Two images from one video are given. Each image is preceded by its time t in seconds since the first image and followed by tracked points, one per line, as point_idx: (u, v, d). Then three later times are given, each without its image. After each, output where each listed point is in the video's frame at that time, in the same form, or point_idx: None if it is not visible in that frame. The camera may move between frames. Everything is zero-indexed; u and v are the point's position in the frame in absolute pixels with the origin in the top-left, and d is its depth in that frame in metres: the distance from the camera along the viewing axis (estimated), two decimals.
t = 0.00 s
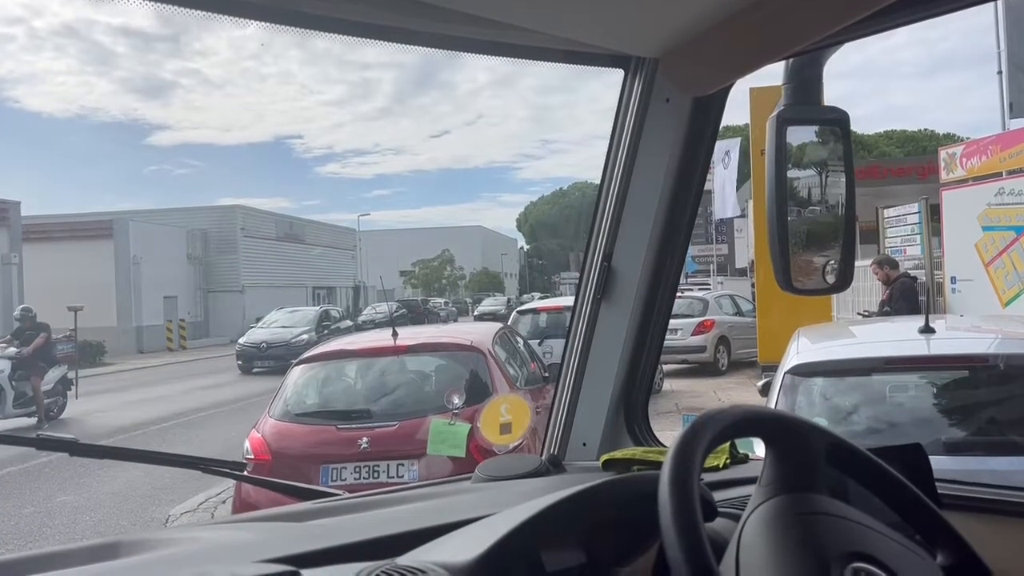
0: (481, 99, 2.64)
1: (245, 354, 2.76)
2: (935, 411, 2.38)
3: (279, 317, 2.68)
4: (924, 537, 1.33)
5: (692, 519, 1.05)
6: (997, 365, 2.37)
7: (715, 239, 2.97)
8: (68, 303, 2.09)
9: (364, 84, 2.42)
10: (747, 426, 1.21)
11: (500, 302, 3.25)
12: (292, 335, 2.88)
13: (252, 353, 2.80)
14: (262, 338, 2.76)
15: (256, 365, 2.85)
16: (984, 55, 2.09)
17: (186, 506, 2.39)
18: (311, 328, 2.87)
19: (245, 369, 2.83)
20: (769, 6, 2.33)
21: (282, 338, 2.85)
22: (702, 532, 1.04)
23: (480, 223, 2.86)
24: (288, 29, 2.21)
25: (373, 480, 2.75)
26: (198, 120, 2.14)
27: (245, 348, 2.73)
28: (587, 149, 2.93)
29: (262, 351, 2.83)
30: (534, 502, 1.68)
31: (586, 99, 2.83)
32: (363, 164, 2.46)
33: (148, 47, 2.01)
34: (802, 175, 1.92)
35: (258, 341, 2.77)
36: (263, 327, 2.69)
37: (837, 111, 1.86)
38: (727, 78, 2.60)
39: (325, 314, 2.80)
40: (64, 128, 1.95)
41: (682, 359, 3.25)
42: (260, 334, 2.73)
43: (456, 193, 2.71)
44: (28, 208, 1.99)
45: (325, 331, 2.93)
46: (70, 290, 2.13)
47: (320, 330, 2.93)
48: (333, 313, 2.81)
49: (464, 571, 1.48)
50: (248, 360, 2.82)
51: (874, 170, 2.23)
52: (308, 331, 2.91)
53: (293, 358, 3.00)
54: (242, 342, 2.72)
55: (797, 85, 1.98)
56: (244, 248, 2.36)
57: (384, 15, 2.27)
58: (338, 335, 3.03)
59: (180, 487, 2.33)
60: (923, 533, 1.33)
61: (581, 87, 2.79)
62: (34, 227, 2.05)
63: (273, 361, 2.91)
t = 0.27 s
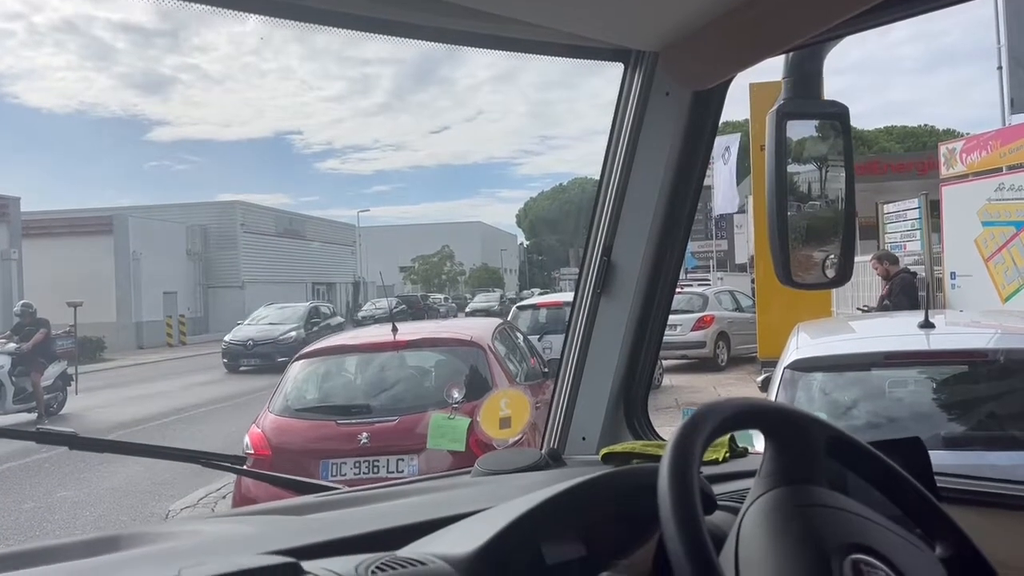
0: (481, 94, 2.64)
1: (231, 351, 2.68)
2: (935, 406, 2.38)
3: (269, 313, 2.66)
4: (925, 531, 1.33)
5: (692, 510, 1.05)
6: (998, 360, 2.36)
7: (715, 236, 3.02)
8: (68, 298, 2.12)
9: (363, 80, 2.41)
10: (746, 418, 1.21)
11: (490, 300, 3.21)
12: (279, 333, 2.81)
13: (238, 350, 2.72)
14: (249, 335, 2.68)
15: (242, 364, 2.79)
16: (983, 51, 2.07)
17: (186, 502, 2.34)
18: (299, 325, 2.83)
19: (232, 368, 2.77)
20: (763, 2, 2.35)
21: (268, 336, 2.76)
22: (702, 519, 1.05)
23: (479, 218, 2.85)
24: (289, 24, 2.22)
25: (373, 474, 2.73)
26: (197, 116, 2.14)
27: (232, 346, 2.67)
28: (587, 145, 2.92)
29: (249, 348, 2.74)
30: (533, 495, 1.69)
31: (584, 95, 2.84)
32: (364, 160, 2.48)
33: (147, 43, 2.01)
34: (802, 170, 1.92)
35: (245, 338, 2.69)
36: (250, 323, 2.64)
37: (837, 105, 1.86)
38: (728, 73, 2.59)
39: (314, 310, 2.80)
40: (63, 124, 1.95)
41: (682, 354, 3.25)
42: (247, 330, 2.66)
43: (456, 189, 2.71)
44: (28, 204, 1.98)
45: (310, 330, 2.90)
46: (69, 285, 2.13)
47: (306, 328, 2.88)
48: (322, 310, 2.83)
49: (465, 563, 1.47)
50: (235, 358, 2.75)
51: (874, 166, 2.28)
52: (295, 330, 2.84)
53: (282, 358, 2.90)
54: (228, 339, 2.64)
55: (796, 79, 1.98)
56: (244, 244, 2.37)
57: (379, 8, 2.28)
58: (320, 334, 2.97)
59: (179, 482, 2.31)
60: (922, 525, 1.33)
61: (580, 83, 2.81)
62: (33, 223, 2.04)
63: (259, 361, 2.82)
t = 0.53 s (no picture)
0: (480, 90, 2.64)
1: (218, 348, 2.61)
2: (935, 400, 2.38)
3: (259, 309, 2.61)
4: (927, 521, 1.33)
5: (693, 499, 1.05)
6: (998, 353, 2.36)
7: (715, 230, 3.00)
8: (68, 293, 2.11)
9: (363, 75, 2.41)
10: (747, 409, 1.21)
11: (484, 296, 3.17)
12: (267, 330, 2.77)
13: (224, 349, 2.65)
14: (236, 333, 2.62)
15: (230, 361, 2.73)
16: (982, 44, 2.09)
17: (187, 496, 2.35)
18: (289, 322, 2.81)
19: (217, 365, 2.69)
20: None
21: (256, 333, 2.71)
22: (703, 506, 1.05)
23: (477, 214, 2.82)
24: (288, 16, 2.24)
25: (373, 469, 2.73)
26: (197, 111, 2.13)
27: (217, 344, 2.60)
28: (586, 140, 2.93)
29: (236, 346, 2.67)
30: (533, 487, 1.69)
31: (583, 89, 2.84)
32: (363, 156, 2.46)
33: (146, 38, 2.01)
34: (802, 163, 1.92)
35: (232, 336, 2.62)
36: (239, 319, 2.58)
37: (838, 98, 1.86)
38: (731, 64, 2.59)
39: (303, 305, 2.77)
40: (63, 120, 1.94)
41: (681, 349, 3.25)
42: (235, 328, 2.60)
43: (456, 185, 2.67)
44: (27, 199, 1.97)
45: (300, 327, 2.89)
46: (71, 280, 2.11)
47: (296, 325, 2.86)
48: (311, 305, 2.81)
49: (467, 556, 1.47)
50: (221, 356, 2.68)
51: (872, 161, 2.27)
52: (284, 326, 2.82)
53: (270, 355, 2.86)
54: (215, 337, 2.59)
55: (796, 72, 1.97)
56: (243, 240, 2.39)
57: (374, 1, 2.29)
58: (312, 329, 2.98)
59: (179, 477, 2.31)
60: (924, 515, 1.33)
61: (579, 78, 2.81)
62: (35, 219, 2.05)
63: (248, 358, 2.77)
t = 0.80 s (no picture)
0: (480, 85, 2.64)
1: (207, 347, 2.61)
2: (935, 395, 2.38)
3: (249, 306, 2.56)
4: (925, 515, 1.33)
5: (690, 491, 1.06)
6: (998, 347, 2.36)
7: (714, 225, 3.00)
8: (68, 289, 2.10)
9: (362, 71, 2.41)
10: (744, 403, 1.22)
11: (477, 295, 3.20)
12: (256, 327, 2.72)
13: (212, 347, 2.63)
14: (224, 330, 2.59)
15: (218, 360, 2.69)
16: (982, 38, 2.09)
17: (187, 492, 2.33)
18: (279, 320, 2.75)
19: (206, 364, 2.68)
20: None
21: (245, 331, 2.71)
22: (700, 498, 1.05)
23: (476, 210, 2.84)
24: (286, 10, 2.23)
25: (373, 464, 2.72)
26: (196, 107, 2.13)
27: (205, 343, 2.58)
28: (586, 135, 2.93)
29: (224, 345, 2.65)
30: (532, 480, 1.69)
31: (583, 84, 2.84)
32: (362, 151, 2.45)
33: (146, 34, 2.02)
34: (802, 158, 1.92)
35: (219, 334, 2.59)
36: (229, 317, 2.56)
37: (838, 91, 1.85)
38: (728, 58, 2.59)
39: (296, 301, 2.69)
40: (63, 116, 1.95)
41: (680, 345, 3.26)
42: (223, 325, 2.58)
43: (456, 180, 2.70)
44: (25, 196, 1.98)
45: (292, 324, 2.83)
46: (71, 276, 2.12)
47: (287, 322, 2.79)
48: (303, 301, 2.72)
49: (465, 549, 1.47)
50: (210, 355, 2.66)
51: (873, 156, 2.26)
52: (274, 323, 2.77)
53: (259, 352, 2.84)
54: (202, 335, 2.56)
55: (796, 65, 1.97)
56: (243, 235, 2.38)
57: None
58: (305, 326, 2.92)
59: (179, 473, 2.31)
60: (921, 508, 1.33)
61: (579, 74, 2.81)
62: (35, 215, 2.05)
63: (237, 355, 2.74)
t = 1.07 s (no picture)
0: (480, 81, 2.64)
1: (197, 345, 2.54)
2: (935, 390, 2.37)
3: (242, 303, 2.57)
4: (924, 510, 1.33)
5: (690, 488, 1.06)
6: (998, 343, 2.36)
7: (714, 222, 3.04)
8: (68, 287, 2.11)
9: (361, 67, 2.42)
10: (746, 399, 1.21)
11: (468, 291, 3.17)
12: (248, 325, 2.66)
13: (204, 346, 2.57)
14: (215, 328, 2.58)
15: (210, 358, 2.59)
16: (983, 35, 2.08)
17: (187, 489, 2.33)
18: (271, 318, 2.64)
19: (198, 364, 2.58)
20: None
21: (236, 329, 2.64)
22: (701, 497, 1.05)
23: (476, 206, 2.83)
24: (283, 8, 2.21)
25: (373, 461, 2.72)
26: (195, 104, 2.14)
27: (197, 342, 2.54)
28: (585, 132, 2.92)
29: (216, 343, 2.60)
30: (533, 476, 1.68)
31: (582, 81, 2.83)
32: (362, 148, 2.48)
33: (144, 32, 2.02)
34: (802, 153, 1.91)
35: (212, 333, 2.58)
36: (220, 314, 2.57)
37: (837, 86, 1.85)
38: (728, 53, 2.59)
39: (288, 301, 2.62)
40: (61, 113, 1.96)
41: (681, 341, 3.25)
42: (215, 323, 2.58)
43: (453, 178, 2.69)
44: (25, 193, 1.98)
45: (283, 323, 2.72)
46: (71, 274, 2.14)
47: (279, 319, 2.68)
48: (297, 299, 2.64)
49: (465, 545, 1.47)
50: (201, 354, 2.57)
51: (874, 151, 2.25)
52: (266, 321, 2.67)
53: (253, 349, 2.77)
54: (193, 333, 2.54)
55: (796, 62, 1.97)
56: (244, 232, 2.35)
57: None
58: (298, 326, 2.81)
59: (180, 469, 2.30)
60: (922, 504, 1.33)
61: (578, 71, 2.80)
62: (35, 212, 2.05)
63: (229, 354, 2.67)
